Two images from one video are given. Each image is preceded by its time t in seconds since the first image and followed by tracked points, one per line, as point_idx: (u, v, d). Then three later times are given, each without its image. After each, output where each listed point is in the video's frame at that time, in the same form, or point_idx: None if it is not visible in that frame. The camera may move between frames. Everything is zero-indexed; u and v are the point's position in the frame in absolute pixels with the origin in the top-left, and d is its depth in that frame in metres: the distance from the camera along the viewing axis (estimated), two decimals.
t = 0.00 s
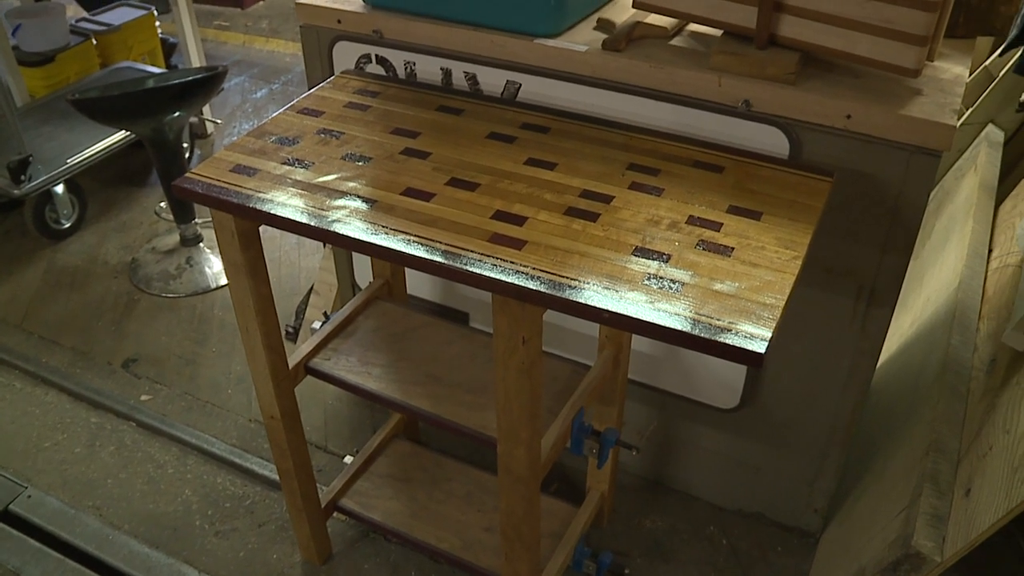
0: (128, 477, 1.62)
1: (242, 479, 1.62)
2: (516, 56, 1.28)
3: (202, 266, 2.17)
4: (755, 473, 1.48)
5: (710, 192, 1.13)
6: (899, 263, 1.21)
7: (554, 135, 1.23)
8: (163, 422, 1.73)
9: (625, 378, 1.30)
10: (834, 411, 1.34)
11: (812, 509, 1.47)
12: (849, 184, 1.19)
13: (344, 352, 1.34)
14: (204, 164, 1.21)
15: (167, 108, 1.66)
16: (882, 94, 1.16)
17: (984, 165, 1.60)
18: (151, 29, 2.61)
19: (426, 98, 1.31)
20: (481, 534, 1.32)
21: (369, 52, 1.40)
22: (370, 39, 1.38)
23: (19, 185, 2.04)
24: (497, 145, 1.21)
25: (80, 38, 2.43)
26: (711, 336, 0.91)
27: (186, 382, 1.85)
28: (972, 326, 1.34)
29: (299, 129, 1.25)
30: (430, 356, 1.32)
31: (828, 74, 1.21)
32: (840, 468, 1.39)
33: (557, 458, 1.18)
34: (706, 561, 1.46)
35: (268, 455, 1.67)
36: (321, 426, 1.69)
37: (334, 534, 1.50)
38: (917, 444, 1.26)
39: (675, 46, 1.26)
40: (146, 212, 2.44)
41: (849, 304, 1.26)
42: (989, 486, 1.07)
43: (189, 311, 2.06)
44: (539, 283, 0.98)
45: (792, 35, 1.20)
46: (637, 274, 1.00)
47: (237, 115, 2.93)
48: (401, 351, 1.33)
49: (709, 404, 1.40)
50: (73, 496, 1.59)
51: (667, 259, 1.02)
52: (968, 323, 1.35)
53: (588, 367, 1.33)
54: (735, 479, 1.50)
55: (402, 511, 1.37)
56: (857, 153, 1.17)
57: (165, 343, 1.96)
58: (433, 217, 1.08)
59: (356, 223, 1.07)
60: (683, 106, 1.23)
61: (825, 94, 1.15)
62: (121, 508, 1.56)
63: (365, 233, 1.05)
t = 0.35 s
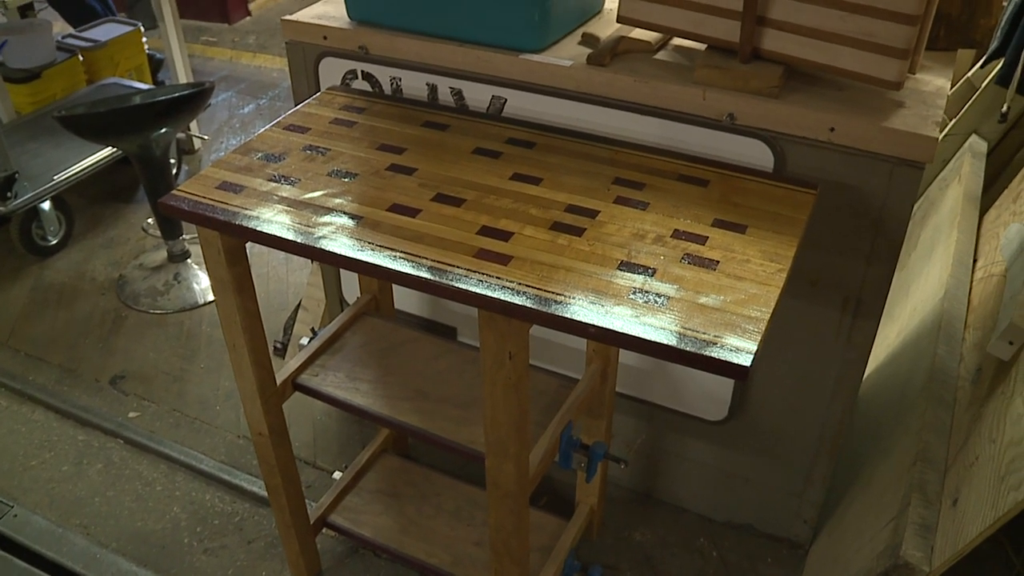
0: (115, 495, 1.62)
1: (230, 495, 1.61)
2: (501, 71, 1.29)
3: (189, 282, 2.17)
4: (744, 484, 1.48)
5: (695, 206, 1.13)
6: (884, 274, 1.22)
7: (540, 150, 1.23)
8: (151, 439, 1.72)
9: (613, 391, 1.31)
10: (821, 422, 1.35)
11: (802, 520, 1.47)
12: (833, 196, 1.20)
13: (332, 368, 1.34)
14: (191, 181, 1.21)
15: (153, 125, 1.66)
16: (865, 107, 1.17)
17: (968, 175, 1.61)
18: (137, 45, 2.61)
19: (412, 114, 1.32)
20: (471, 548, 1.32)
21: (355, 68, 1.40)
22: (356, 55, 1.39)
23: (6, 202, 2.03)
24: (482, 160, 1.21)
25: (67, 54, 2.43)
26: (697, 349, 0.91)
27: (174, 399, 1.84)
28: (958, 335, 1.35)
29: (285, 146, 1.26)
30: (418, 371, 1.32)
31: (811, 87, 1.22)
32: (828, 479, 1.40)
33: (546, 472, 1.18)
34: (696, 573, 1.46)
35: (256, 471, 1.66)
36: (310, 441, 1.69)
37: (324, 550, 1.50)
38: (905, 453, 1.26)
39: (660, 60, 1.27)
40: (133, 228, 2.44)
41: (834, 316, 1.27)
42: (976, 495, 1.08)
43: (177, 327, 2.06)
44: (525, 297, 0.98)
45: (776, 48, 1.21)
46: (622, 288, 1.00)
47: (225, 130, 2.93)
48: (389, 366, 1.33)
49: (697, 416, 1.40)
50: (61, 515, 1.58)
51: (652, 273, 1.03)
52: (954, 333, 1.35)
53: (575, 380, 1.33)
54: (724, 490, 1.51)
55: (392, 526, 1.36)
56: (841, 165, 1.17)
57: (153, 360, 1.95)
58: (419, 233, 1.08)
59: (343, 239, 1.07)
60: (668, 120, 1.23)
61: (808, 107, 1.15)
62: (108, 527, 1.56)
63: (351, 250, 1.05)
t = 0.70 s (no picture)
0: (106, 515, 1.61)
1: (222, 514, 1.61)
2: (491, 89, 1.29)
3: (180, 300, 2.17)
4: (735, 500, 1.48)
5: (683, 223, 1.14)
6: (873, 288, 1.22)
7: (529, 168, 1.24)
8: (141, 458, 1.72)
9: (604, 408, 1.31)
10: (812, 437, 1.35)
11: (794, 535, 1.48)
12: (821, 213, 1.21)
13: (323, 387, 1.34)
14: (181, 201, 1.21)
15: (143, 145, 1.67)
16: (852, 123, 1.18)
17: (956, 189, 1.62)
18: (128, 63, 2.62)
19: (401, 132, 1.32)
20: (463, 566, 1.31)
21: (345, 87, 1.40)
22: (345, 74, 1.39)
23: None
24: (472, 179, 1.21)
25: (57, 73, 2.42)
26: (687, 367, 0.92)
27: (165, 418, 1.84)
28: (946, 349, 1.36)
29: (275, 165, 1.26)
30: (409, 389, 1.32)
31: (798, 104, 1.22)
32: (819, 494, 1.40)
33: (537, 489, 1.18)
34: None
35: (247, 490, 1.66)
36: (301, 460, 1.69)
37: (316, 569, 1.50)
38: (895, 467, 1.26)
39: (648, 78, 1.27)
40: (124, 246, 2.43)
41: (824, 331, 1.27)
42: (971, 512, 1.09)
43: (168, 346, 2.06)
44: (515, 316, 0.99)
45: (763, 65, 1.22)
46: (612, 306, 1.00)
47: (215, 148, 2.94)
48: (379, 384, 1.33)
49: (689, 432, 1.40)
50: (50, 535, 1.57)
51: (641, 290, 1.03)
52: (943, 347, 1.36)
53: (566, 397, 1.33)
54: (716, 506, 1.51)
55: (383, 545, 1.36)
56: (828, 181, 1.18)
57: (144, 378, 1.95)
58: (409, 252, 1.09)
59: (333, 258, 1.08)
60: (656, 137, 1.24)
61: (796, 123, 1.16)
62: (98, 547, 1.55)
63: (342, 269, 1.05)
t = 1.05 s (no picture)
0: (94, 538, 1.60)
1: (211, 536, 1.60)
2: (479, 110, 1.30)
3: (170, 320, 2.16)
4: (726, 518, 1.48)
5: (671, 243, 1.14)
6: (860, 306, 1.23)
7: (516, 189, 1.24)
8: (130, 480, 1.71)
9: (594, 427, 1.31)
10: (801, 454, 1.36)
11: (785, 552, 1.48)
12: (807, 232, 1.21)
13: (312, 408, 1.34)
14: (170, 223, 1.21)
15: (132, 166, 1.67)
16: (837, 142, 1.19)
17: (943, 205, 1.63)
18: (118, 84, 2.62)
19: (390, 154, 1.33)
20: None
21: (334, 108, 1.41)
22: (334, 96, 1.40)
23: None
24: (459, 200, 1.22)
25: (46, 93, 2.42)
26: (675, 387, 0.92)
27: (154, 439, 1.83)
28: (934, 365, 1.36)
29: (263, 187, 1.26)
30: (398, 409, 1.32)
31: (784, 123, 1.23)
32: (809, 511, 1.40)
33: (527, 508, 1.18)
34: None
35: (237, 511, 1.65)
36: (291, 481, 1.69)
37: None
38: (885, 484, 1.26)
39: (635, 97, 1.28)
40: (113, 267, 2.43)
41: (812, 348, 1.28)
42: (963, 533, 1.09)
43: (157, 367, 2.05)
44: (504, 337, 0.99)
45: (748, 85, 1.23)
46: (599, 326, 1.00)
47: (205, 168, 2.94)
48: (369, 405, 1.33)
49: (679, 450, 1.41)
50: (38, 559, 1.56)
51: (628, 310, 1.03)
52: (931, 363, 1.36)
53: (556, 416, 1.33)
54: (707, 524, 1.51)
55: (374, 566, 1.36)
56: (814, 200, 1.19)
57: (133, 399, 1.94)
58: (397, 274, 1.09)
59: (322, 280, 1.08)
60: (643, 157, 1.25)
61: (781, 142, 1.17)
62: (87, 571, 1.54)
63: (331, 290, 1.06)
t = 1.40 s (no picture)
0: (80, 563, 1.59)
1: (199, 560, 1.59)
2: (464, 132, 1.30)
3: (157, 342, 2.16)
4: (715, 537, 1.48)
5: (656, 263, 1.15)
6: (845, 324, 1.24)
7: (501, 211, 1.25)
8: (116, 504, 1.70)
9: (581, 446, 1.31)
10: (789, 472, 1.36)
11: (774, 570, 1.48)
12: (791, 252, 1.22)
13: (300, 430, 1.34)
14: (156, 246, 1.21)
15: (118, 190, 1.67)
16: (820, 162, 1.20)
17: (927, 221, 1.64)
18: (104, 106, 2.63)
19: (376, 176, 1.33)
20: None
21: (320, 130, 1.42)
22: (320, 118, 1.40)
23: None
24: (446, 222, 1.22)
25: (33, 116, 2.42)
26: (661, 407, 0.92)
27: (141, 462, 1.82)
28: (920, 380, 1.36)
29: (249, 210, 1.26)
30: (386, 431, 1.32)
31: (768, 143, 1.24)
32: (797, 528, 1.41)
33: (515, 529, 1.18)
34: None
35: (225, 535, 1.65)
36: (279, 503, 1.68)
37: None
38: (872, 500, 1.27)
39: (620, 118, 1.29)
40: (100, 289, 2.43)
41: (799, 366, 1.28)
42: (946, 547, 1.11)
43: (145, 390, 2.05)
44: (490, 359, 0.99)
45: (731, 105, 1.23)
46: (585, 348, 1.01)
47: (192, 190, 2.95)
48: (356, 427, 1.33)
49: (667, 469, 1.41)
50: None
51: (614, 331, 1.04)
52: (916, 379, 1.37)
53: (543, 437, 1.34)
54: (696, 543, 1.51)
55: None
56: (799, 219, 1.20)
57: (119, 422, 1.94)
58: (383, 296, 1.09)
59: (309, 303, 1.08)
60: (628, 178, 1.25)
61: (765, 163, 1.18)
62: None
63: (317, 313, 1.06)
